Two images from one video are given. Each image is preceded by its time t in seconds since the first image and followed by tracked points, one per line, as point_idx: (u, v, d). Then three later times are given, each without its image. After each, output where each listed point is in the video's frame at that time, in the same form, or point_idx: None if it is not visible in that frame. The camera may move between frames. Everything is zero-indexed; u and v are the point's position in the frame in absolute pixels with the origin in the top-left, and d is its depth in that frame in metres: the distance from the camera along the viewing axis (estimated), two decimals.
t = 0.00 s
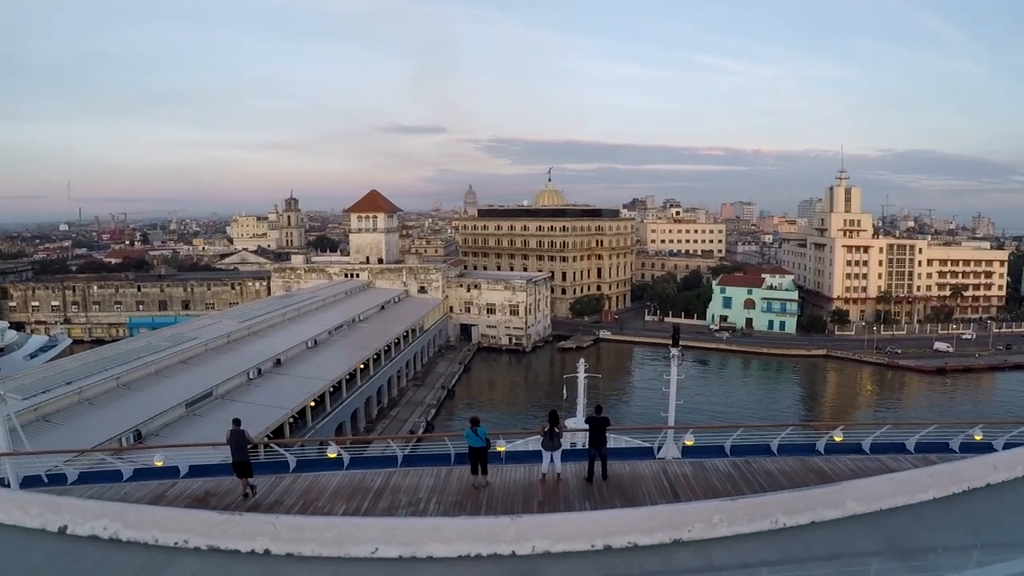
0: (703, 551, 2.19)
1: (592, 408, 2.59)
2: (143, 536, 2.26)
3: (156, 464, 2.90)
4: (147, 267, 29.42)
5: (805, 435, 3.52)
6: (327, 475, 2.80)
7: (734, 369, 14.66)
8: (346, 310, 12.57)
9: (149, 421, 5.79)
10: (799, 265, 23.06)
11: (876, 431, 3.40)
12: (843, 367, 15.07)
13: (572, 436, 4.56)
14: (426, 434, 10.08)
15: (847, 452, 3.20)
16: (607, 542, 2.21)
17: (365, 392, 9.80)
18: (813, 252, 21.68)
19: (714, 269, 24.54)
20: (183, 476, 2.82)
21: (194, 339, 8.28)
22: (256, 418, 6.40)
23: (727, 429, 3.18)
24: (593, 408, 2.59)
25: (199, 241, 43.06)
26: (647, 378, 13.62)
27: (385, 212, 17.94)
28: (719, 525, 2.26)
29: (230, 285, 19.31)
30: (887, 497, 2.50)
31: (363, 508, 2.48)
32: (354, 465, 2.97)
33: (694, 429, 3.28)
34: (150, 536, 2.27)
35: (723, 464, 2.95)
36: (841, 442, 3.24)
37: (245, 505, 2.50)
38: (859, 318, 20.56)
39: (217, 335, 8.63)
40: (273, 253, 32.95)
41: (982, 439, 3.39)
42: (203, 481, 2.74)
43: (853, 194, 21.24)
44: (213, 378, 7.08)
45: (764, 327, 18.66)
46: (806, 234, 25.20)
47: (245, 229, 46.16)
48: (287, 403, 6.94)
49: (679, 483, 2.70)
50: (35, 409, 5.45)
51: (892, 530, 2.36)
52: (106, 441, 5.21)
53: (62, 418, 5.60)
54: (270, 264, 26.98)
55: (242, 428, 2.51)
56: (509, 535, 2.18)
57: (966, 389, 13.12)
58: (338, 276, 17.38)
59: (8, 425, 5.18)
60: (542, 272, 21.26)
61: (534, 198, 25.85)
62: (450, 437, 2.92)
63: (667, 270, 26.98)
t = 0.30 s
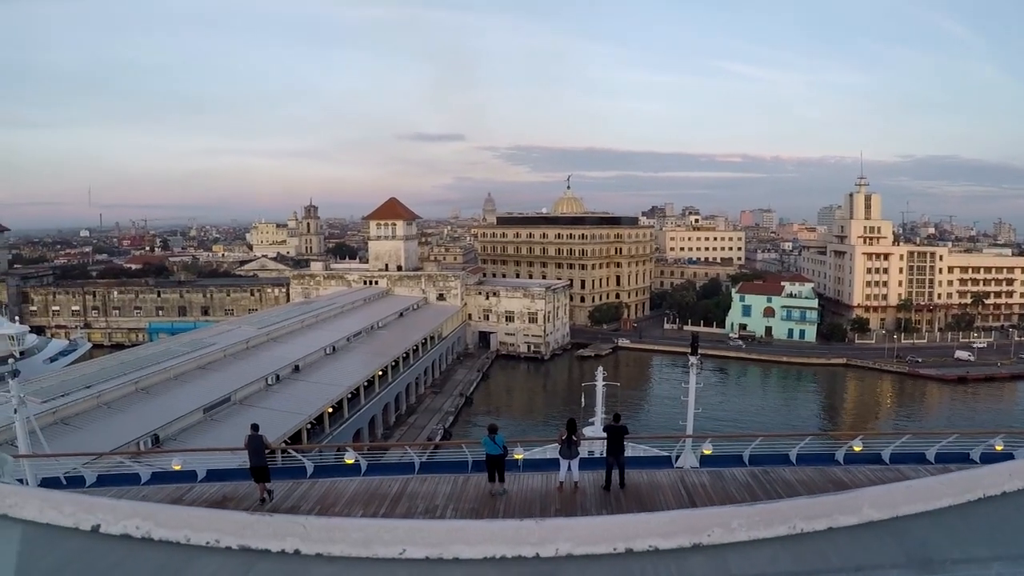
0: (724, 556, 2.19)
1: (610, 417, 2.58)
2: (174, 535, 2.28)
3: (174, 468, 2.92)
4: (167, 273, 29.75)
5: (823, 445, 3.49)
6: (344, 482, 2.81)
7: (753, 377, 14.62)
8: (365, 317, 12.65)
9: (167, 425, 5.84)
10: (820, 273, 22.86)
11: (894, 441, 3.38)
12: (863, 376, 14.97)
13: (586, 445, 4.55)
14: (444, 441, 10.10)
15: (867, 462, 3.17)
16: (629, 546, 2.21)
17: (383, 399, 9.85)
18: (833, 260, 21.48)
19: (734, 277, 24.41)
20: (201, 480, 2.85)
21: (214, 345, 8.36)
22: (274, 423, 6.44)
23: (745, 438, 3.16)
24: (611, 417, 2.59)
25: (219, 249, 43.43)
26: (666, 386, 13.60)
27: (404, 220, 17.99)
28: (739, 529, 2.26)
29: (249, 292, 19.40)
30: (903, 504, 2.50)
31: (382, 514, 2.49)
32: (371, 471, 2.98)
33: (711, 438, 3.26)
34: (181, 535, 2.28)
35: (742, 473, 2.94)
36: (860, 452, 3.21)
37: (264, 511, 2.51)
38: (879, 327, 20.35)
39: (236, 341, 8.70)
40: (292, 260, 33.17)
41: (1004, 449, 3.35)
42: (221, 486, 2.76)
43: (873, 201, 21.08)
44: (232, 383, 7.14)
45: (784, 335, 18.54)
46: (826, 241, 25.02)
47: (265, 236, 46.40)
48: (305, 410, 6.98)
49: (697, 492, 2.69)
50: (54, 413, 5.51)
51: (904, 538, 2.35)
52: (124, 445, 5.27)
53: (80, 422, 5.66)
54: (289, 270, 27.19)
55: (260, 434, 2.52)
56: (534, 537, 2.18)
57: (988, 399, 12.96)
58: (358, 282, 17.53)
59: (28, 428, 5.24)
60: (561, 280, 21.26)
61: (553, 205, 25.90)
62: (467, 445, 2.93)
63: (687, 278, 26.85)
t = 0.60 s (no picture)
0: (753, 560, 2.18)
1: (632, 423, 2.58)
2: (206, 538, 2.28)
3: (194, 473, 2.94)
4: (189, 278, 30.07)
5: (845, 451, 3.45)
6: (364, 487, 2.81)
7: (774, 383, 14.53)
8: (386, 323, 12.72)
9: (189, 430, 5.89)
10: (841, 278, 22.56)
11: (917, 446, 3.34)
12: (886, 382, 14.84)
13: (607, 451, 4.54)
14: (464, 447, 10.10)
15: (890, 468, 3.13)
16: (660, 549, 2.19)
17: (403, 405, 9.88)
18: (855, 265, 21.07)
19: (755, 283, 24.27)
20: (222, 485, 2.86)
21: (235, 351, 8.43)
22: (296, 428, 6.48)
23: (767, 444, 3.14)
24: (633, 423, 2.58)
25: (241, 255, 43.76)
26: (687, 392, 13.53)
27: (425, 225, 18.10)
28: (769, 532, 2.24)
29: (271, 298, 19.47)
30: (931, 506, 2.46)
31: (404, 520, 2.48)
32: (391, 477, 2.98)
33: (733, 444, 3.24)
34: (213, 538, 2.28)
35: (764, 480, 2.91)
36: (884, 458, 3.17)
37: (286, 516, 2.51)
38: (902, 332, 19.93)
39: (258, 347, 8.78)
40: (313, 266, 33.37)
41: None
42: (241, 491, 2.77)
43: (895, 206, 20.71)
44: (253, 389, 7.19)
45: (805, 341, 18.50)
46: (847, 246, 24.77)
47: (286, 242, 46.65)
48: (325, 415, 7.01)
49: (719, 498, 2.67)
50: (76, 418, 5.57)
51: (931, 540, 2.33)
52: (145, 449, 5.33)
53: (102, 427, 5.71)
54: (310, 276, 27.38)
55: (281, 439, 2.53)
56: (565, 539, 2.18)
57: (1013, 405, 12.77)
58: (379, 288, 17.73)
59: (50, 432, 5.30)
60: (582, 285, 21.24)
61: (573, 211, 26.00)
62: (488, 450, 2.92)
63: (708, 283, 26.67)
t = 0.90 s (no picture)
0: (773, 562, 2.13)
1: (652, 427, 2.58)
2: (225, 536, 2.18)
3: (215, 476, 2.98)
4: (209, 283, 30.34)
5: (864, 456, 3.44)
6: (384, 491, 2.82)
7: (794, 388, 14.46)
8: (405, 327, 12.77)
9: (208, 433, 5.94)
10: (862, 282, 22.34)
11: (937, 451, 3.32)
12: (906, 386, 14.72)
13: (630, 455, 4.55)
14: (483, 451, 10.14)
15: (910, 473, 3.12)
16: (678, 550, 2.12)
17: (424, 409, 9.96)
18: (876, 268, 20.98)
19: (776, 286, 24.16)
20: (242, 488, 2.90)
21: (255, 355, 8.51)
22: (316, 432, 6.52)
23: (787, 449, 3.14)
24: (653, 427, 2.58)
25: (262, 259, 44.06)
26: (707, 397, 13.47)
27: (444, 230, 18.19)
28: (790, 535, 2.15)
29: (291, 302, 19.59)
30: (954, 508, 2.34)
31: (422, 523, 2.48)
32: (412, 481, 3.01)
33: (751, 449, 3.25)
34: (232, 536, 2.18)
35: (783, 484, 2.90)
36: (903, 463, 3.16)
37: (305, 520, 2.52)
38: (923, 336, 19.84)
39: (278, 351, 8.86)
40: (334, 270, 33.55)
41: None
42: (261, 494, 2.80)
43: (916, 208, 20.59)
44: (272, 393, 7.24)
45: (826, 346, 18.33)
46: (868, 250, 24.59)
47: (306, 246, 46.95)
48: (345, 419, 7.05)
49: (739, 503, 2.66)
50: (96, 420, 5.63)
51: (941, 544, 2.27)
52: (165, 452, 5.38)
53: (122, 429, 5.77)
54: (330, 281, 27.55)
55: (301, 442, 2.55)
56: (582, 539, 2.11)
57: None
58: (398, 292, 17.88)
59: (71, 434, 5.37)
60: (602, 289, 21.24)
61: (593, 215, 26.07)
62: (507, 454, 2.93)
63: (729, 287, 26.55)
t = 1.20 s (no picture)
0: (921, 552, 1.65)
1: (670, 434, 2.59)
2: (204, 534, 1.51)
3: (234, 482, 3.05)
4: (228, 289, 30.58)
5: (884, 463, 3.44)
6: (402, 497, 2.83)
7: (814, 395, 14.37)
8: (424, 333, 12.80)
9: (227, 439, 5.98)
10: (882, 288, 22.15)
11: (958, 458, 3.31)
12: (926, 393, 14.61)
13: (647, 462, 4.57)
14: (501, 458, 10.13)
15: (930, 480, 3.12)
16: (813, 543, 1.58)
17: (442, 415, 9.97)
18: (895, 274, 20.85)
19: (795, 292, 24.05)
20: (261, 494, 2.95)
21: (274, 361, 8.56)
22: (334, 439, 6.54)
23: (806, 456, 3.15)
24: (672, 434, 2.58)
25: (282, 266, 44.50)
26: (727, 404, 13.40)
27: (463, 237, 18.15)
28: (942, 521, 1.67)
29: (310, 309, 19.68)
30: None
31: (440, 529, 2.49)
32: (430, 487, 3.05)
33: (770, 456, 3.28)
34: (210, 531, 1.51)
35: (802, 491, 2.90)
36: (924, 470, 3.15)
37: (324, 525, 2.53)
38: (943, 342, 19.67)
39: (297, 357, 8.91)
40: (353, 277, 33.77)
41: None
42: (280, 499, 2.83)
43: (936, 214, 20.44)
44: (290, 400, 7.26)
45: (846, 352, 18.29)
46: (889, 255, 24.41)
47: (325, 252, 47.38)
48: (363, 426, 7.06)
49: (758, 511, 2.65)
50: (115, 425, 5.67)
51: (963, 547, 1.67)
52: (182, 458, 5.41)
53: (139, 434, 5.81)
54: (349, 287, 27.76)
55: (319, 448, 2.58)
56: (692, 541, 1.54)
57: None
58: (417, 299, 17.92)
59: (90, 439, 5.41)
60: (621, 296, 21.24)
61: (612, 221, 26.07)
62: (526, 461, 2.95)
63: (748, 294, 26.45)
